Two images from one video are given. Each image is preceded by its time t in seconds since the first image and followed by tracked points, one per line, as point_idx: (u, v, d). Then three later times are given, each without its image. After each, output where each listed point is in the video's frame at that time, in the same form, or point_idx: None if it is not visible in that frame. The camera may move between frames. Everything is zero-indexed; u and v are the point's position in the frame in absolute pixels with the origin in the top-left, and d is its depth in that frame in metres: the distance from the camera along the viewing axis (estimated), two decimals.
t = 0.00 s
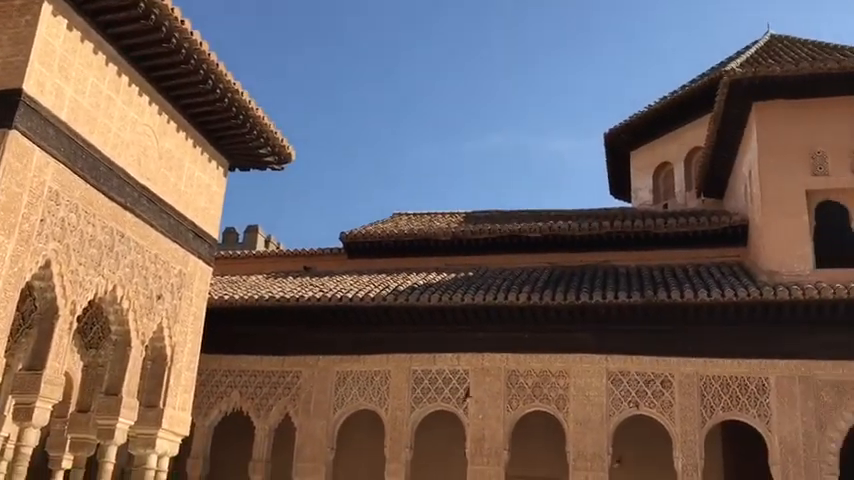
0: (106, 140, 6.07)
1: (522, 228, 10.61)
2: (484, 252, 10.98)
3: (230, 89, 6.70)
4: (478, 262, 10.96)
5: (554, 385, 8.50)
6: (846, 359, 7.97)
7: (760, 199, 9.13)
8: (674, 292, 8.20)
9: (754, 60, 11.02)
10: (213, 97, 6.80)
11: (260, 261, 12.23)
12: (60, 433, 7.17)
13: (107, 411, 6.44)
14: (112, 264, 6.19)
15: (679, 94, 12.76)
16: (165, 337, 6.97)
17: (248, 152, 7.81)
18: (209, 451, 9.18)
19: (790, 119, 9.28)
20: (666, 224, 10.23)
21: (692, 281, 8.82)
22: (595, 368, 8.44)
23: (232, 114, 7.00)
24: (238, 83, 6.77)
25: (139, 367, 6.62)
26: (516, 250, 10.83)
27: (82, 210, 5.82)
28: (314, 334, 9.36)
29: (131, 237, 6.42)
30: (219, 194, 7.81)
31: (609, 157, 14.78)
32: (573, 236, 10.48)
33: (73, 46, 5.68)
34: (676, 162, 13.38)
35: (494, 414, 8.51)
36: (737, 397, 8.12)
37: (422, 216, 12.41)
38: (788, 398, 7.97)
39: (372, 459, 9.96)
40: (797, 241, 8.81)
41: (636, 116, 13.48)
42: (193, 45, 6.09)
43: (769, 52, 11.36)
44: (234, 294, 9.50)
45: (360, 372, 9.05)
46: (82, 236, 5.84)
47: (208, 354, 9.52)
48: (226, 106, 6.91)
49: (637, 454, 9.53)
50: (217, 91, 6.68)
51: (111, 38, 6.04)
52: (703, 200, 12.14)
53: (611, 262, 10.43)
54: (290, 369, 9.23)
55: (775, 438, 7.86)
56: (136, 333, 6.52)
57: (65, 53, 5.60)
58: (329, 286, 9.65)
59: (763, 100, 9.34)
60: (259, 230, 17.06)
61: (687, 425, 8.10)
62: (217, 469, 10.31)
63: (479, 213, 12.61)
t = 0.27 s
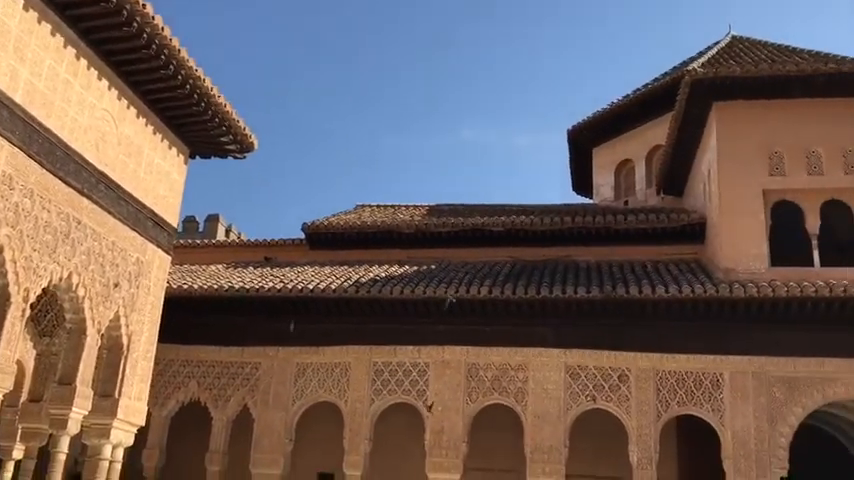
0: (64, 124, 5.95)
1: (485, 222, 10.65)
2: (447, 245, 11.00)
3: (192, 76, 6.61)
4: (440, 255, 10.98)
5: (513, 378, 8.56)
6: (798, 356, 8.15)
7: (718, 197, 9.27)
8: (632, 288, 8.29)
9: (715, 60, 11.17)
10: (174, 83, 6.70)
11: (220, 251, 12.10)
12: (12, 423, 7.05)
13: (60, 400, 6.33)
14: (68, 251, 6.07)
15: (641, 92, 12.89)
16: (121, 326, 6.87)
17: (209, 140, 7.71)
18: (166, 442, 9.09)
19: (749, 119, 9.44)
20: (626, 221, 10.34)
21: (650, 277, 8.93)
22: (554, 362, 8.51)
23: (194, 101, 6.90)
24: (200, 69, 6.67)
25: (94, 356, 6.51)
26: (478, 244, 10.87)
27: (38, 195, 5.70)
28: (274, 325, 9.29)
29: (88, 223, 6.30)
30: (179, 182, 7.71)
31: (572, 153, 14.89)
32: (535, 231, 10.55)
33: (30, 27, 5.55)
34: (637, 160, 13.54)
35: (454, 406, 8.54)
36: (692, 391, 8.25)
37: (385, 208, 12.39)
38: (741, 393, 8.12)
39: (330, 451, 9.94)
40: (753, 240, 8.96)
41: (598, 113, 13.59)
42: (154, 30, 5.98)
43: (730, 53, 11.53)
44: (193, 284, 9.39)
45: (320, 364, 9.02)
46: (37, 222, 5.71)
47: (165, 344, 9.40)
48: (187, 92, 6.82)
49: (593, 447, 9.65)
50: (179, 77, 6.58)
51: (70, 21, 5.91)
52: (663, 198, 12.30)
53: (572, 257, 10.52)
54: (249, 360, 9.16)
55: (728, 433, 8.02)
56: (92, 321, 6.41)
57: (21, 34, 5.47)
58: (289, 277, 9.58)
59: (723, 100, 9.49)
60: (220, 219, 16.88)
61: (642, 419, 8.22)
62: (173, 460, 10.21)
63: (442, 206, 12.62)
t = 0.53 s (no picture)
0: (16, 104, 5.81)
1: (446, 214, 10.66)
2: (407, 237, 10.99)
3: (151, 59, 6.50)
4: (400, 246, 10.97)
5: (470, 370, 8.60)
6: (748, 351, 8.33)
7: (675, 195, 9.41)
8: (589, 282, 8.38)
9: (676, 59, 11.31)
10: (132, 66, 6.59)
11: (177, 237, 11.94)
12: None
13: (8, 387, 6.20)
14: (19, 234, 5.94)
15: (603, 89, 13.01)
16: (73, 311, 6.75)
17: (168, 124, 7.61)
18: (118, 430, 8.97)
19: (707, 118, 9.60)
20: (585, 216, 10.45)
21: (607, 272, 9.03)
22: (511, 354, 8.57)
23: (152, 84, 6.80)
24: (160, 52, 6.57)
25: (45, 342, 6.38)
26: (439, 236, 10.88)
27: None
28: (231, 313, 9.21)
29: (40, 206, 6.17)
30: (136, 166, 7.59)
31: (534, 148, 14.98)
32: (495, 224, 10.61)
33: None
34: (597, 156, 13.68)
35: (410, 397, 8.56)
36: (645, 385, 8.38)
37: (346, 198, 12.34)
38: (693, 387, 8.28)
39: (286, 440, 9.91)
40: (707, 238, 9.13)
41: (560, 108, 13.69)
42: (113, 11, 5.87)
43: (690, 53, 11.69)
44: (149, 271, 9.25)
45: (276, 353, 8.97)
46: None
47: (119, 331, 9.26)
48: (146, 76, 6.71)
49: (547, 438, 9.76)
50: (137, 59, 6.47)
51: None
52: (622, 194, 12.45)
53: (531, 251, 10.60)
54: (204, 348, 9.07)
55: (679, 426, 8.16)
56: (42, 306, 6.28)
57: None
58: (247, 265, 9.50)
59: (683, 99, 9.62)
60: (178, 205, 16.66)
61: (596, 411, 8.32)
62: (125, 448, 10.08)
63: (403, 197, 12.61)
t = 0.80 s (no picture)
0: None
1: (400, 203, 10.66)
2: (360, 225, 10.95)
3: (101, 36, 6.37)
4: (353, 234, 10.93)
5: (420, 359, 8.63)
6: (693, 344, 8.51)
7: (625, 189, 9.55)
8: (540, 274, 8.46)
9: (630, 56, 11.45)
10: (81, 43, 6.44)
11: (126, 220, 11.72)
12: None
13: None
14: None
15: (559, 83, 13.11)
16: (14, 294, 6.58)
17: (117, 104, 7.46)
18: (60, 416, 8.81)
19: (659, 115, 9.76)
20: (538, 208, 10.54)
21: (558, 264, 9.14)
22: (462, 344, 8.62)
23: (102, 62, 6.66)
24: (110, 30, 6.44)
25: None
26: (392, 225, 10.87)
27: None
28: (180, 298, 9.08)
29: None
30: (83, 147, 7.43)
31: (489, 139, 15.05)
32: (449, 215, 10.64)
33: None
34: (551, 149, 13.80)
35: (360, 385, 8.56)
36: (592, 376, 8.51)
37: (300, 185, 12.24)
38: (638, 379, 8.43)
39: (234, 427, 9.83)
40: (656, 232, 9.29)
41: (516, 101, 13.77)
42: None
43: (645, 50, 11.84)
44: (95, 253, 9.07)
45: (226, 340, 8.89)
46: None
47: (63, 314, 9.07)
48: (95, 54, 6.57)
49: (495, 428, 9.86)
50: (86, 36, 6.33)
51: None
52: (574, 188, 12.59)
53: (484, 242, 10.66)
54: (152, 333, 8.94)
55: (624, 415, 8.31)
56: None
57: None
58: (197, 250, 9.37)
59: (635, 95, 9.77)
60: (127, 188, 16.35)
61: (543, 401, 8.42)
62: (68, 434, 9.89)
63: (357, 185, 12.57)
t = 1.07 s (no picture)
0: None
1: (349, 190, 10.59)
2: (309, 211, 10.87)
3: (42, 13, 6.20)
4: (301, 221, 10.84)
5: (367, 347, 8.62)
6: (635, 335, 8.66)
7: (572, 181, 9.66)
8: (488, 264, 8.51)
9: (581, 49, 11.56)
10: (21, 19, 6.25)
11: (66, 202, 11.42)
12: None
13: None
14: None
15: (510, 74, 13.18)
16: None
17: (58, 82, 7.28)
18: None
19: (607, 108, 9.89)
20: (487, 198, 10.59)
21: (506, 253, 9.20)
22: (408, 332, 8.63)
23: (43, 39, 6.48)
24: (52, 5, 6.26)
25: None
26: (341, 212, 10.82)
27: None
28: (121, 283, 8.90)
29: None
30: (21, 125, 7.22)
31: (440, 128, 15.04)
32: (399, 203, 10.62)
33: None
34: (501, 140, 13.87)
35: (306, 372, 8.52)
36: (536, 364, 8.61)
37: (247, 169, 12.08)
38: (581, 368, 8.56)
39: (176, 414, 9.70)
40: (601, 224, 9.44)
41: (467, 91, 13.80)
42: None
43: (595, 44, 11.96)
44: (33, 235, 8.81)
45: (169, 325, 8.74)
46: None
47: None
48: (36, 30, 6.38)
49: (440, 416, 9.91)
50: (27, 12, 6.15)
51: None
52: (523, 179, 12.69)
53: (433, 231, 10.68)
54: (92, 318, 8.75)
55: (567, 404, 8.44)
56: None
57: None
58: (141, 234, 9.18)
59: (585, 88, 9.87)
60: (68, 169, 15.93)
61: (488, 390, 8.50)
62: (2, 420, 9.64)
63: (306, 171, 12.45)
